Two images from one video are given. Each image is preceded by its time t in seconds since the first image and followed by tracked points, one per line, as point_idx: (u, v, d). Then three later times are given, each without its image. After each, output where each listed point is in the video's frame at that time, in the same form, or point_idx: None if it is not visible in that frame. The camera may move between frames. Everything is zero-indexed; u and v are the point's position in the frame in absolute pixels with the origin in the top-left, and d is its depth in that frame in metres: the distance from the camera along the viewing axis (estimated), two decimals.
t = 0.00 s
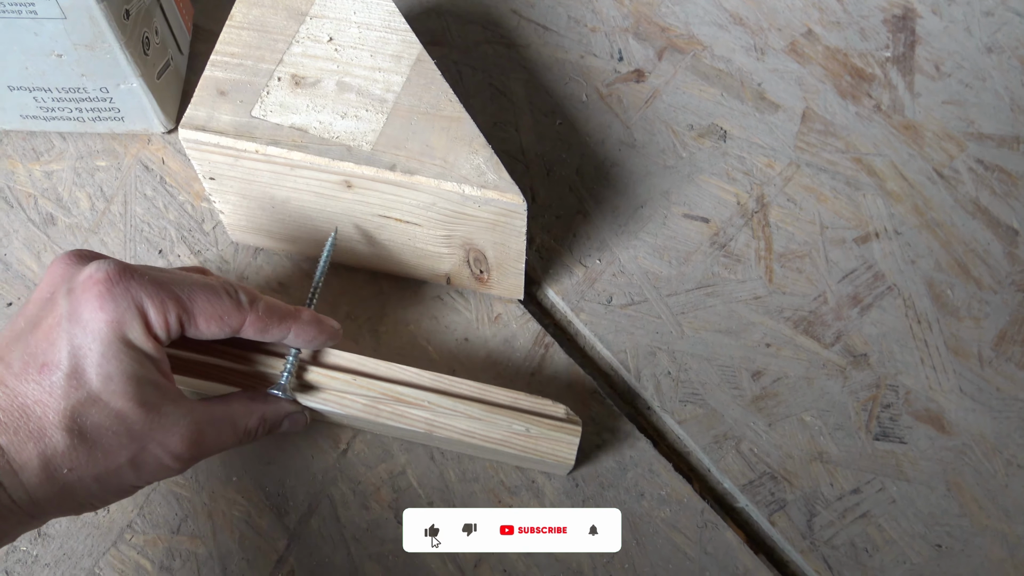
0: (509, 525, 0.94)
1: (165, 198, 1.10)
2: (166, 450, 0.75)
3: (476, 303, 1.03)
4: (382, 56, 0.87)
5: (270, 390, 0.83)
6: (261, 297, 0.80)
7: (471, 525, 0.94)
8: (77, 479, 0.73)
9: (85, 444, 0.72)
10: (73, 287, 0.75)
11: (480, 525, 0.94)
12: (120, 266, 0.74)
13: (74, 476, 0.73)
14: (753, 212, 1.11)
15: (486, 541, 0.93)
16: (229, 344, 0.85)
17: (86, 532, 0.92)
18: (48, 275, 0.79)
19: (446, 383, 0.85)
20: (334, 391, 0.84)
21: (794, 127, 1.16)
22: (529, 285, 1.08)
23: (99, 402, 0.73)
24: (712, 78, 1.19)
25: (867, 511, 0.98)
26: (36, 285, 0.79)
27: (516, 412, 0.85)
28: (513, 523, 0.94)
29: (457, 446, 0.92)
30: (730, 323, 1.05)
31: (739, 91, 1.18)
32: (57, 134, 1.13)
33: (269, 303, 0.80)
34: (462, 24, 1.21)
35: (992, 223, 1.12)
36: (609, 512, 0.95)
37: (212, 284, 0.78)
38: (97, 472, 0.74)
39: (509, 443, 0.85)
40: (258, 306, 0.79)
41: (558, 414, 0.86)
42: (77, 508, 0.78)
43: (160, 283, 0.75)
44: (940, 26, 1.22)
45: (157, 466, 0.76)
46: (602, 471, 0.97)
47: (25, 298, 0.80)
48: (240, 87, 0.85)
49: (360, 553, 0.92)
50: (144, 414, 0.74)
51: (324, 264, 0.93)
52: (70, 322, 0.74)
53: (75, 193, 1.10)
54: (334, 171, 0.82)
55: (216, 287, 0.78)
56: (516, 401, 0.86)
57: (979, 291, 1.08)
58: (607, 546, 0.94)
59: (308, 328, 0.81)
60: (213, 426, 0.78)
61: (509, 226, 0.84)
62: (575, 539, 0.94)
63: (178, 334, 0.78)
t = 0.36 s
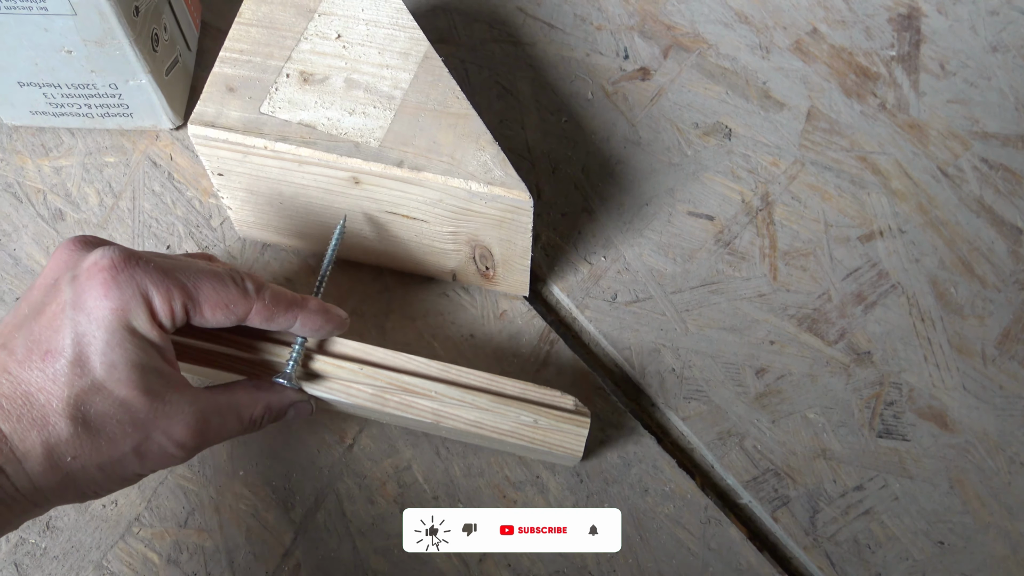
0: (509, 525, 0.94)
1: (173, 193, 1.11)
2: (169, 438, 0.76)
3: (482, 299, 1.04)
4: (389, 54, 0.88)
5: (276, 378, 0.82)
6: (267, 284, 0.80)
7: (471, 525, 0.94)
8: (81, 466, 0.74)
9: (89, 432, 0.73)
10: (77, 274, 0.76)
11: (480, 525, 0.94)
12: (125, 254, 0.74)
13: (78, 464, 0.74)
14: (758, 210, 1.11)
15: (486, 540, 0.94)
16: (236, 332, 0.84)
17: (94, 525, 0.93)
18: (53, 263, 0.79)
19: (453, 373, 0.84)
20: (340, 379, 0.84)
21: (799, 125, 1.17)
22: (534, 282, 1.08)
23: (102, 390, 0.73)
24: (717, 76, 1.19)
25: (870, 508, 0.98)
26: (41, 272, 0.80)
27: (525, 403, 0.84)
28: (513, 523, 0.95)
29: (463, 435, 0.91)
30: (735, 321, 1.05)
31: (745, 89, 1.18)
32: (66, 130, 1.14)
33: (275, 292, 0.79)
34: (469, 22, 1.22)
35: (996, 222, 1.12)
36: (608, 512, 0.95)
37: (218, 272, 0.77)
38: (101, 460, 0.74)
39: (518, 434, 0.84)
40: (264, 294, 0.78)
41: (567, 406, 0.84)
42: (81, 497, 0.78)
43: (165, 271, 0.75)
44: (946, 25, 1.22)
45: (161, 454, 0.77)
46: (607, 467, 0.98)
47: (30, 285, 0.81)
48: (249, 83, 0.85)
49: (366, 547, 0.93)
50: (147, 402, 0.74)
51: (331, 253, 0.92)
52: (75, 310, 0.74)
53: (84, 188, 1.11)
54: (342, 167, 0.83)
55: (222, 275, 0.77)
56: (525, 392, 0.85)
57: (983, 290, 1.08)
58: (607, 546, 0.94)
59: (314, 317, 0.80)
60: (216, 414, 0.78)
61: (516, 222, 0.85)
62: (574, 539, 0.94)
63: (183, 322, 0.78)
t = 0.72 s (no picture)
0: (509, 525, 0.94)
1: (177, 189, 1.11)
2: (173, 420, 0.74)
3: (486, 295, 1.04)
4: (395, 48, 0.87)
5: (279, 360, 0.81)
6: (271, 265, 0.78)
7: (471, 525, 0.94)
8: (83, 448, 0.73)
9: (91, 413, 0.71)
10: (79, 253, 0.74)
11: (480, 525, 0.94)
12: (128, 233, 0.73)
13: (80, 446, 0.72)
14: (764, 207, 1.11)
15: (486, 540, 0.93)
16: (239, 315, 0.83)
17: (97, 520, 0.93)
18: (55, 242, 0.78)
19: (458, 357, 0.83)
20: (343, 363, 0.83)
21: (805, 122, 1.16)
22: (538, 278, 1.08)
23: (105, 370, 0.72)
24: (723, 73, 1.19)
25: (876, 506, 0.98)
26: (43, 252, 0.78)
27: (530, 387, 0.83)
28: (513, 523, 0.94)
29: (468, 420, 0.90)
30: (740, 317, 1.05)
31: (751, 86, 1.18)
32: (70, 125, 1.14)
33: (279, 273, 0.78)
34: (474, 18, 1.21)
35: (1003, 220, 1.11)
36: (609, 512, 0.95)
37: (221, 252, 0.76)
38: (103, 441, 0.73)
39: (523, 418, 0.83)
40: (268, 275, 0.77)
41: (572, 390, 0.84)
42: (83, 479, 0.77)
43: (169, 251, 0.73)
44: (953, 22, 1.22)
45: (164, 436, 0.75)
46: (611, 463, 0.97)
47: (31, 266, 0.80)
48: (254, 78, 0.85)
49: (370, 542, 0.93)
50: (150, 383, 0.72)
51: (335, 235, 0.90)
52: (77, 289, 0.73)
53: (88, 183, 1.11)
54: (347, 161, 0.82)
55: (225, 255, 0.76)
56: (530, 376, 0.84)
57: (989, 287, 1.08)
58: (607, 546, 0.94)
59: (319, 299, 0.79)
60: (221, 397, 0.76)
61: (521, 217, 0.84)
62: (575, 539, 0.94)
63: (187, 303, 0.77)
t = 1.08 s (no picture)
0: (509, 525, 0.94)
1: (178, 187, 1.11)
2: (176, 405, 0.74)
3: (488, 293, 1.04)
4: (396, 47, 0.87)
5: (282, 346, 0.80)
6: (274, 249, 0.77)
7: (471, 525, 0.94)
8: (87, 433, 0.73)
9: (94, 397, 0.71)
10: (81, 238, 0.74)
11: (480, 525, 0.94)
12: (130, 216, 0.73)
13: (83, 430, 0.72)
14: (765, 205, 1.11)
15: (486, 540, 0.93)
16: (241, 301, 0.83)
17: (98, 518, 0.93)
18: (58, 227, 0.78)
19: (462, 341, 0.83)
20: (347, 348, 0.82)
21: (806, 120, 1.16)
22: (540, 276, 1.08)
23: (108, 354, 0.72)
24: (724, 71, 1.18)
25: (877, 504, 0.98)
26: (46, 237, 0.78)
27: (534, 370, 0.82)
28: (513, 523, 0.94)
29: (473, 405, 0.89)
30: (741, 316, 1.05)
31: (752, 84, 1.18)
32: (72, 124, 1.14)
33: (282, 257, 0.77)
34: (475, 16, 1.21)
35: (1005, 219, 1.11)
36: (609, 512, 0.95)
37: (225, 236, 0.76)
38: (107, 426, 0.73)
39: (528, 401, 0.82)
40: (271, 259, 0.76)
41: (577, 373, 0.83)
42: (87, 464, 0.77)
43: (171, 234, 0.73)
44: (954, 21, 1.21)
45: (168, 421, 0.75)
46: (612, 461, 0.97)
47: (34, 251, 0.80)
48: (255, 76, 0.85)
49: (371, 541, 0.93)
50: (153, 367, 0.72)
51: (337, 222, 0.88)
52: (79, 273, 0.73)
53: (89, 181, 1.11)
54: (348, 160, 0.82)
55: (229, 240, 0.76)
56: (534, 359, 0.83)
57: (991, 286, 1.07)
58: (607, 546, 0.94)
59: (322, 283, 0.78)
60: (224, 381, 0.75)
61: (522, 216, 0.84)
62: (575, 539, 0.94)
63: (190, 288, 0.76)
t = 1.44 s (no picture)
0: (509, 525, 0.94)
1: (179, 186, 1.11)
2: (174, 403, 0.74)
3: (488, 292, 1.04)
4: (396, 45, 0.87)
5: (282, 346, 0.80)
6: (275, 248, 0.77)
7: (471, 525, 0.94)
8: (85, 430, 0.73)
9: (92, 394, 0.71)
10: (81, 234, 0.74)
11: (480, 525, 0.94)
12: (130, 213, 0.73)
13: (81, 427, 0.72)
14: (765, 204, 1.11)
15: (486, 540, 0.94)
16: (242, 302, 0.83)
17: (100, 517, 0.93)
18: (58, 222, 0.78)
19: (462, 342, 0.82)
20: (347, 349, 0.81)
21: (807, 119, 1.16)
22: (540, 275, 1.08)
23: (106, 351, 0.72)
24: (724, 70, 1.18)
25: (877, 502, 0.98)
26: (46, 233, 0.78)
27: (535, 372, 0.82)
28: (513, 523, 0.94)
29: (473, 407, 0.89)
30: (742, 314, 1.05)
31: (752, 83, 1.18)
32: (72, 123, 1.14)
33: (283, 255, 0.77)
34: (475, 15, 1.21)
35: (1005, 217, 1.11)
36: (609, 512, 0.95)
37: (225, 234, 0.75)
38: (104, 423, 0.73)
39: (528, 403, 0.82)
40: (272, 258, 0.76)
41: (578, 375, 0.83)
42: (85, 461, 0.77)
43: (171, 231, 0.73)
44: (954, 19, 1.21)
45: (166, 419, 0.75)
46: (613, 460, 0.97)
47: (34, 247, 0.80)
48: (255, 75, 0.85)
49: (372, 539, 0.93)
50: (151, 365, 0.72)
51: (338, 221, 0.88)
52: (78, 270, 0.73)
53: (90, 180, 1.11)
54: (348, 159, 0.82)
55: (229, 237, 0.75)
56: (535, 361, 0.83)
57: (991, 284, 1.08)
58: (607, 546, 0.94)
59: (323, 282, 0.78)
60: (223, 380, 0.75)
61: (523, 214, 0.84)
62: (575, 539, 0.94)
63: (190, 285, 0.76)
